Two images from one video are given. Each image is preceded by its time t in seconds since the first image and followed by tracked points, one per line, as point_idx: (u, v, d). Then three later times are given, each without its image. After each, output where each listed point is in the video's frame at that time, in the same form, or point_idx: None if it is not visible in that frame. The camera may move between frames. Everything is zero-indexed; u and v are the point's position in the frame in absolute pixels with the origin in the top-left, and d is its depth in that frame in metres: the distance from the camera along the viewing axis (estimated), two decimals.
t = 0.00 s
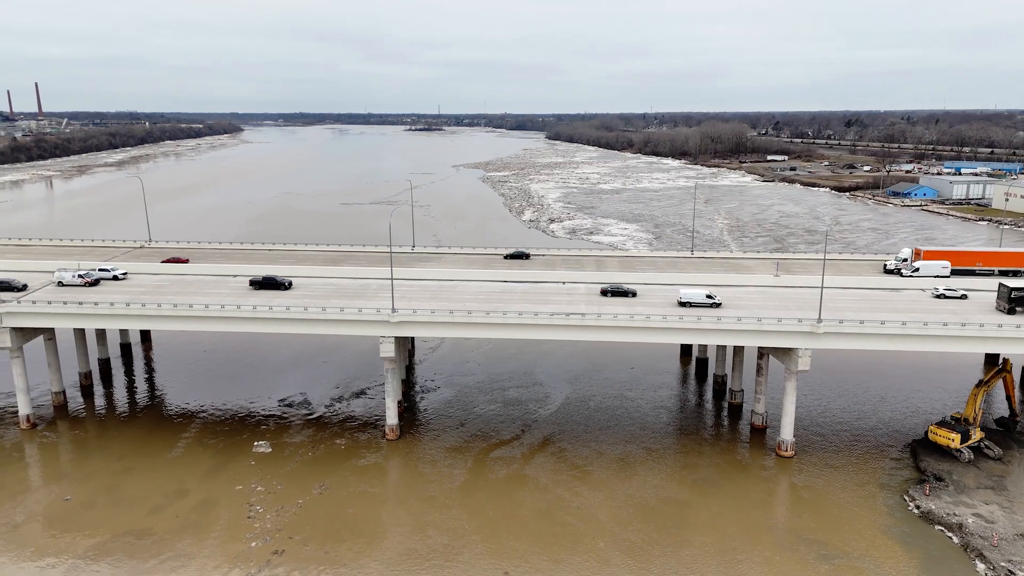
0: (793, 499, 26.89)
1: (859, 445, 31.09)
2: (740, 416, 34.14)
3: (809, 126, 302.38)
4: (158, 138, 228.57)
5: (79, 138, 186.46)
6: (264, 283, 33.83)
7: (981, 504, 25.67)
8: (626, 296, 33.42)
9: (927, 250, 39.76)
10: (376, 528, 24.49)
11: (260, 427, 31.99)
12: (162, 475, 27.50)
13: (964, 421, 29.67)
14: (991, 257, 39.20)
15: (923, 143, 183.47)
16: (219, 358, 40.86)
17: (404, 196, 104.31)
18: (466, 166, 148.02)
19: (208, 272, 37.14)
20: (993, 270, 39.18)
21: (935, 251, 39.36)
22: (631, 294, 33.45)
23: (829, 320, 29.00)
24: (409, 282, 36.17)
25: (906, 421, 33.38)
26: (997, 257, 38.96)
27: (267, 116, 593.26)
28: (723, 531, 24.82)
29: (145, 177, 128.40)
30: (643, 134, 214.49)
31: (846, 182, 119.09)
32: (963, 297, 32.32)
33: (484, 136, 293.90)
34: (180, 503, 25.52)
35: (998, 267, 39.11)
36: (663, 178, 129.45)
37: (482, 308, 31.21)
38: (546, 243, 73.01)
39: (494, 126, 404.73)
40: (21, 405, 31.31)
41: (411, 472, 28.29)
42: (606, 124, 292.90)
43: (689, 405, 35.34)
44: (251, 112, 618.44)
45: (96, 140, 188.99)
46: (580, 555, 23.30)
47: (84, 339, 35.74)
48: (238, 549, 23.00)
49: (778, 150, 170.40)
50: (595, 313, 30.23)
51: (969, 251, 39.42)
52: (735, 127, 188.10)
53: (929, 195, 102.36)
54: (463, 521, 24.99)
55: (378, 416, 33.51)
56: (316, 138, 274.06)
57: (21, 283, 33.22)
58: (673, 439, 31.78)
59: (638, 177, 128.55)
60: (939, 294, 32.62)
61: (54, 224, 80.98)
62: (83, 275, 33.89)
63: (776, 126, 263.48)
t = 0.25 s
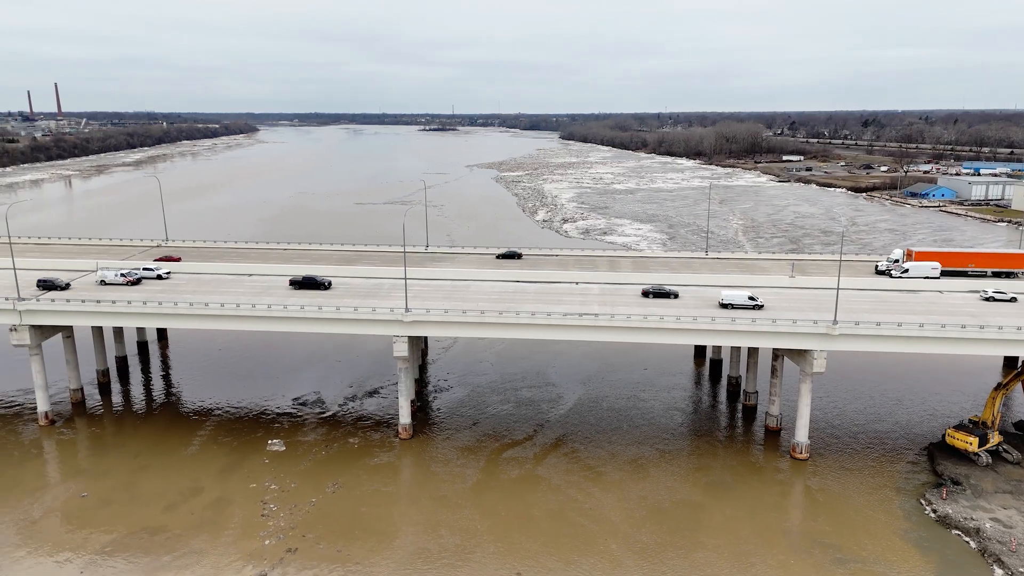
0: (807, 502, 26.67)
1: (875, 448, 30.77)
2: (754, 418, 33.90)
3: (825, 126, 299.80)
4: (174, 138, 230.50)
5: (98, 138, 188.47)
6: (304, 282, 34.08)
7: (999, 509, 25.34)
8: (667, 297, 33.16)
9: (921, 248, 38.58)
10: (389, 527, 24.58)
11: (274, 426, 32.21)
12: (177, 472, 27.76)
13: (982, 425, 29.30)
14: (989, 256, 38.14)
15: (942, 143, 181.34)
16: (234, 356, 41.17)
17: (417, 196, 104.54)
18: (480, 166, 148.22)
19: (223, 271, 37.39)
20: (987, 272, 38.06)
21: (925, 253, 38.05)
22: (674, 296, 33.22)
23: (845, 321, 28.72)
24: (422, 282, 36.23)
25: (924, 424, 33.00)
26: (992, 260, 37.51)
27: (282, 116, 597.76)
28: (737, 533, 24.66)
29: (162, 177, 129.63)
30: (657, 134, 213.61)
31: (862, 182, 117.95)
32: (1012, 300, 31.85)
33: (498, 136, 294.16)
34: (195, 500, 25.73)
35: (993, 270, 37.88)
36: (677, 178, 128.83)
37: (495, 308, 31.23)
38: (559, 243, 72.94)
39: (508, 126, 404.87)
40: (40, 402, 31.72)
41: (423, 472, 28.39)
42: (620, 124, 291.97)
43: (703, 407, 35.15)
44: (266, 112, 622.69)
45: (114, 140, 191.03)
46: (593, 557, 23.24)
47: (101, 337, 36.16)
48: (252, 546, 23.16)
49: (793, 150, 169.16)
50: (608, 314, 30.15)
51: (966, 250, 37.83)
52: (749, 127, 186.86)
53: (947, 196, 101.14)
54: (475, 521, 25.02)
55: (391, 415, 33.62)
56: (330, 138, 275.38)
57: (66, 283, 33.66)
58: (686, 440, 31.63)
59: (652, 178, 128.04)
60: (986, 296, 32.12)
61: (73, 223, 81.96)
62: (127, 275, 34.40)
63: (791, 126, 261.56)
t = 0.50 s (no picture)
0: (822, 506, 26.44)
1: (891, 451, 30.45)
2: (768, 420, 33.67)
3: (841, 125, 297.08)
4: (191, 138, 232.57)
5: (116, 138, 190.55)
6: (342, 282, 34.02)
7: (1018, 514, 24.96)
8: (712, 298, 32.71)
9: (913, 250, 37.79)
10: (401, 526, 24.65)
11: (288, 424, 32.42)
12: (192, 470, 28.00)
13: (1000, 428, 28.91)
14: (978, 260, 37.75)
15: (961, 143, 179.14)
16: (248, 355, 41.49)
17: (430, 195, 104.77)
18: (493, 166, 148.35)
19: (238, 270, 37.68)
20: (979, 273, 37.37)
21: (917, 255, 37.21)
22: (715, 298, 32.74)
23: (860, 323, 28.45)
24: (435, 281, 36.32)
25: (941, 427, 32.61)
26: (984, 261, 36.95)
27: (298, 116, 601.40)
28: (750, 536, 24.50)
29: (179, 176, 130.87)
30: (671, 134, 212.78)
31: (879, 183, 116.83)
32: None
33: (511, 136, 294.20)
34: (210, 498, 25.93)
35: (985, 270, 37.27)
36: (691, 178, 128.23)
37: (508, 308, 31.24)
38: (573, 243, 72.84)
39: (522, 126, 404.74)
40: (59, 399, 32.12)
41: (436, 471, 28.45)
42: (634, 124, 290.95)
43: (716, 409, 34.94)
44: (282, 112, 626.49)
45: (132, 140, 192.94)
46: (605, 559, 23.17)
47: (119, 335, 36.54)
48: (266, 544, 23.28)
49: (809, 150, 167.80)
50: (621, 314, 30.06)
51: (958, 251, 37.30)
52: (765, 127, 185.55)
53: (965, 197, 99.92)
54: (487, 521, 25.03)
55: (404, 414, 33.73)
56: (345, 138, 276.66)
57: (107, 282, 33.93)
58: (699, 442, 31.46)
59: (665, 178, 127.40)
60: None
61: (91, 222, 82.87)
62: (168, 274, 34.65)
63: (807, 126, 259.48)
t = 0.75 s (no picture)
0: (837, 509, 26.19)
1: (908, 454, 30.11)
2: (782, 422, 33.41)
3: (859, 125, 294.27)
4: (208, 138, 234.56)
5: (134, 138, 192.58)
6: (381, 283, 34.05)
7: None
8: (757, 301, 32.25)
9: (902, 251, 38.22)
10: (413, 525, 24.72)
11: (302, 423, 32.61)
12: (207, 468, 28.23)
13: (1019, 432, 28.53)
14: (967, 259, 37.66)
15: (981, 143, 176.90)
16: (263, 354, 41.77)
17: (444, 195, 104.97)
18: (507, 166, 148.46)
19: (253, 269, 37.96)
20: (971, 274, 37.20)
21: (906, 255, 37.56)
22: (760, 299, 32.28)
23: (877, 325, 28.16)
24: (449, 281, 36.39)
25: (959, 431, 32.18)
26: (975, 261, 36.80)
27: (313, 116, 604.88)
28: (764, 539, 24.33)
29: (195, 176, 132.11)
30: (686, 134, 211.84)
31: (896, 183, 115.62)
32: None
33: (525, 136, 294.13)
34: (224, 496, 26.14)
35: (976, 271, 37.04)
36: (706, 178, 127.59)
37: (521, 308, 31.23)
38: (586, 243, 72.70)
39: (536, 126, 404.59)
40: (76, 396, 32.49)
41: (448, 471, 28.50)
42: (648, 124, 289.87)
43: (730, 410, 34.72)
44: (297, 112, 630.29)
45: (150, 140, 194.95)
46: (618, 561, 23.09)
47: (136, 333, 36.93)
48: (279, 543, 23.41)
49: (825, 150, 166.38)
50: (634, 315, 29.96)
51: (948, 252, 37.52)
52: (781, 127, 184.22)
53: (984, 197, 98.59)
54: (500, 522, 25.03)
55: (417, 414, 33.82)
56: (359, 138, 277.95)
57: (147, 281, 34.16)
58: (713, 444, 31.27)
59: (680, 178, 126.82)
60: None
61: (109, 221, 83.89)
62: (208, 274, 34.83)
63: (824, 126, 257.31)
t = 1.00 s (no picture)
0: (852, 512, 25.95)
1: (925, 458, 29.75)
2: (797, 424, 33.14)
3: (875, 125, 291.35)
4: (223, 138, 236.39)
5: (151, 138, 194.42)
6: (420, 283, 34.12)
7: None
8: (801, 303, 31.80)
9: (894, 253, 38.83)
10: (426, 525, 24.78)
11: (315, 422, 32.78)
12: (221, 465, 28.46)
13: None
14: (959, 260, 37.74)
15: (1000, 143, 174.58)
16: (277, 352, 42.04)
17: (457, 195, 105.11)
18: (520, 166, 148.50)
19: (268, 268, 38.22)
20: (961, 275, 37.20)
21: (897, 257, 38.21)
22: (806, 301, 31.80)
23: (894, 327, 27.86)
24: (462, 281, 36.45)
25: (978, 435, 31.76)
26: (964, 261, 36.93)
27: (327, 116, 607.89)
28: (778, 543, 24.14)
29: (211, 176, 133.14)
30: (700, 134, 210.83)
31: (914, 184, 114.35)
32: None
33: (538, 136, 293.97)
34: (238, 494, 26.33)
35: (966, 271, 36.99)
36: (720, 178, 126.87)
37: (534, 308, 31.20)
38: (599, 243, 72.52)
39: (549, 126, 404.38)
40: (94, 393, 32.85)
41: (460, 471, 28.53)
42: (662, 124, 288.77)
43: (744, 412, 34.49)
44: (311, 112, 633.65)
45: (166, 140, 196.85)
46: (630, 562, 23.01)
47: (152, 331, 37.28)
48: (292, 541, 23.54)
49: (841, 150, 164.94)
50: (647, 316, 29.84)
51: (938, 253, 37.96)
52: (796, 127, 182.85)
53: (1003, 198, 97.33)
54: (512, 522, 25.04)
55: (429, 413, 33.89)
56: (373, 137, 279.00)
57: (186, 281, 34.40)
58: (726, 446, 31.07)
59: (694, 178, 126.18)
60: None
61: (126, 220, 84.75)
62: (246, 274, 35.00)
63: (840, 126, 255.14)
